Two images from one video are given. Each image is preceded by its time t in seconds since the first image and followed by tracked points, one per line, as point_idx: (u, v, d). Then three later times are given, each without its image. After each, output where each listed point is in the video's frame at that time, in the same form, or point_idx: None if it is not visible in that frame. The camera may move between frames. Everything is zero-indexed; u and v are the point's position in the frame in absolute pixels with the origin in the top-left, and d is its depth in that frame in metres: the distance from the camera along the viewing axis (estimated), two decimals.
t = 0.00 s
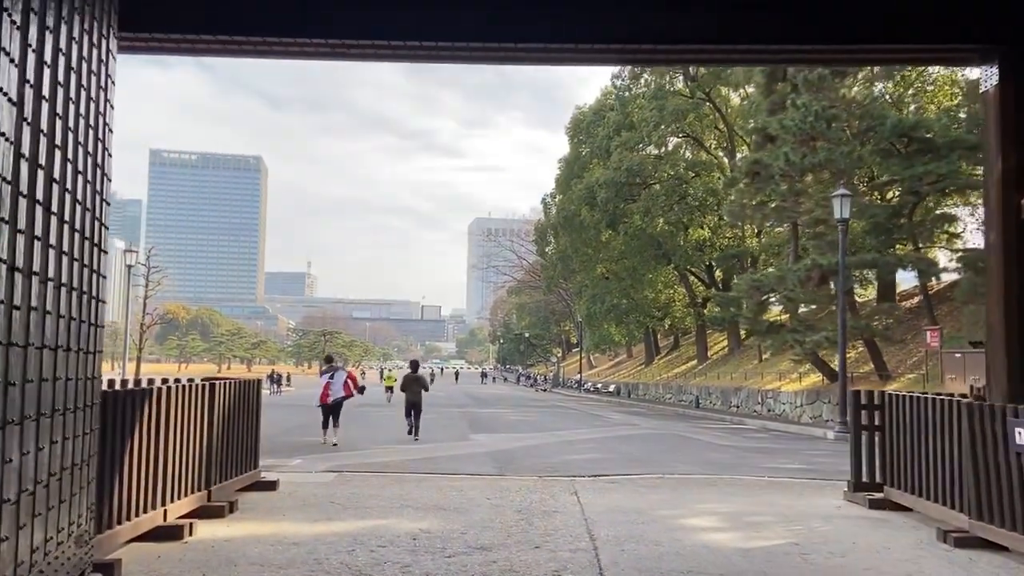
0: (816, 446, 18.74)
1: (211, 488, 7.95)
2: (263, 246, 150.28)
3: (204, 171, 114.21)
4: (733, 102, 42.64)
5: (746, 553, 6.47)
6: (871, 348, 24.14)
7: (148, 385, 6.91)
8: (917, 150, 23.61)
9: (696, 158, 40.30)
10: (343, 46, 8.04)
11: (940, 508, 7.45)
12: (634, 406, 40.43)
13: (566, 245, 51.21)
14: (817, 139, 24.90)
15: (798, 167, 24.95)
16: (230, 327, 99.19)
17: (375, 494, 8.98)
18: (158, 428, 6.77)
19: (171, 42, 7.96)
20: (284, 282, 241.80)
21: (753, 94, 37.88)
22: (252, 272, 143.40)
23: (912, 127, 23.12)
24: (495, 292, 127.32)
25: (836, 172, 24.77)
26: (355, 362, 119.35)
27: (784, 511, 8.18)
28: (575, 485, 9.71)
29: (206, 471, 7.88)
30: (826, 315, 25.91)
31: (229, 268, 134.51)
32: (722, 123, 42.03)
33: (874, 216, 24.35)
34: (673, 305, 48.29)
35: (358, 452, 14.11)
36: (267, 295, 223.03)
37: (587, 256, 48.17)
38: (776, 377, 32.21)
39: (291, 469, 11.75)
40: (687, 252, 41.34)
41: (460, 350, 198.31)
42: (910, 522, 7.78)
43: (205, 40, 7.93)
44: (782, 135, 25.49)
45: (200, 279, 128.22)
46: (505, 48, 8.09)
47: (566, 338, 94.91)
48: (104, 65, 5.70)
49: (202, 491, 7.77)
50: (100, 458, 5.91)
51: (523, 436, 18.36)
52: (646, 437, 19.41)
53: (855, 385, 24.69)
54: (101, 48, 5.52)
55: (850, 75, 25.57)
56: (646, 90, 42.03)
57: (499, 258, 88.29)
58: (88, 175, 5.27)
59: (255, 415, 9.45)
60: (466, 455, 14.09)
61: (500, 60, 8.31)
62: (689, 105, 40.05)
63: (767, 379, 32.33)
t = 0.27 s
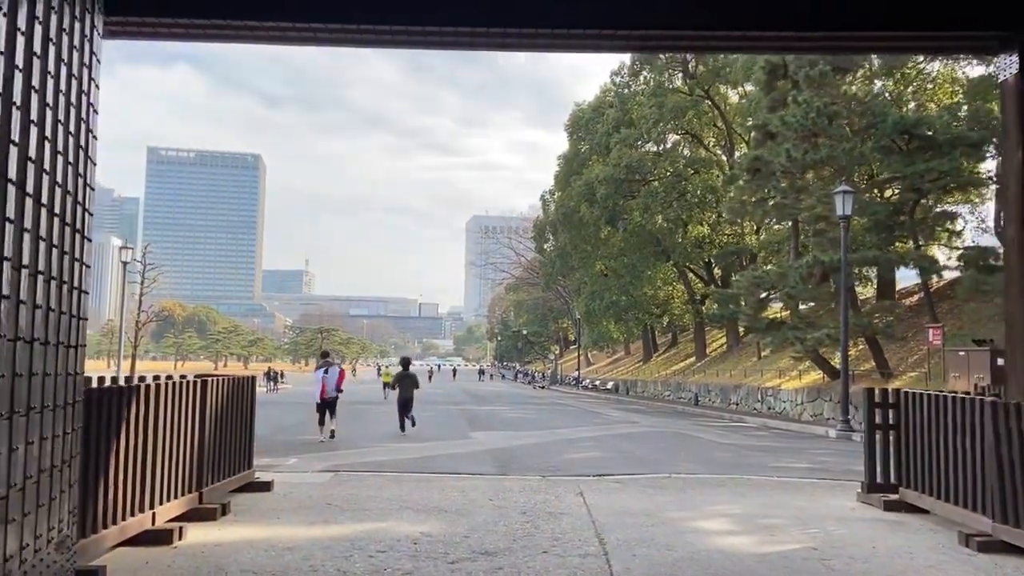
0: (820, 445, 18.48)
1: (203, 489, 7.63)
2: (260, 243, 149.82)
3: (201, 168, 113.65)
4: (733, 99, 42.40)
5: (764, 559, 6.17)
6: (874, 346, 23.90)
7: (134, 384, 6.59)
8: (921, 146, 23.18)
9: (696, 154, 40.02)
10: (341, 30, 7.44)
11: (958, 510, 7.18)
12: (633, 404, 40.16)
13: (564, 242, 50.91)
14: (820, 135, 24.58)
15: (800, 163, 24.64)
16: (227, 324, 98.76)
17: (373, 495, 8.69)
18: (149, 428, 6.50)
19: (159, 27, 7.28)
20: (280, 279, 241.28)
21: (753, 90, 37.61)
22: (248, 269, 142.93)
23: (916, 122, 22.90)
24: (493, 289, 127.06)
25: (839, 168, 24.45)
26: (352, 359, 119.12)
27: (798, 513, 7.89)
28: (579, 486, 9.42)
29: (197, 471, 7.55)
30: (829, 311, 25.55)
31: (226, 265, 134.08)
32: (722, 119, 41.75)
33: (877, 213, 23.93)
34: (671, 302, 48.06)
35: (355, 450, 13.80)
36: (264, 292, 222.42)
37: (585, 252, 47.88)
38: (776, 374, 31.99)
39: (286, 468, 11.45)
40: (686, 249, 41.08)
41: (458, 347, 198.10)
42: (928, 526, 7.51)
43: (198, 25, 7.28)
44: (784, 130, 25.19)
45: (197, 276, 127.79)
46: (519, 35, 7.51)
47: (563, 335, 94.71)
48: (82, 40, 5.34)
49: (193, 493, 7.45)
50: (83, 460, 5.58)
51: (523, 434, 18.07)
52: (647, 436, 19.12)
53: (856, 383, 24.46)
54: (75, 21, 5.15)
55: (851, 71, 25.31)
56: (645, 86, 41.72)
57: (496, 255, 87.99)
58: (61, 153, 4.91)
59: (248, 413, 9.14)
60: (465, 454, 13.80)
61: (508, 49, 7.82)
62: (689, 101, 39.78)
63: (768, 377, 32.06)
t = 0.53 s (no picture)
0: (825, 444, 18.19)
1: (192, 495, 7.28)
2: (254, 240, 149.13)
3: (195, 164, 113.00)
4: (731, 94, 42.14)
5: (786, 567, 5.84)
6: (877, 342, 23.64)
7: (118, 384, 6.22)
8: (927, 138, 23.22)
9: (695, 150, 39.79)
10: (327, 5, 6.77)
11: (984, 513, 6.85)
12: (632, 401, 39.87)
13: (561, 238, 50.59)
14: (822, 129, 24.30)
15: (802, 156, 24.35)
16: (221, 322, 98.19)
17: (371, 499, 8.33)
18: (133, 432, 6.14)
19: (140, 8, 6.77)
20: (275, 276, 240.53)
21: (752, 84, 37.31)
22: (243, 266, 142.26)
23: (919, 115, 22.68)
24: (488, 286, 126.77)
25: (842, 162, 24.15)
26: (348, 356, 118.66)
27: (814, 517, 7.57)
28: (585, 489, 9.08)
29: (186, 476, 7.20)
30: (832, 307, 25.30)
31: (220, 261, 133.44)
32: (721, 114, 41.46)
33: (881, 206, 23.89)
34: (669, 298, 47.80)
35: (351, 451, 13.44)
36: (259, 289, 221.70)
37: (582, 248, 47.54)
38: (777, 371, 31.73)
39: (280, 470, 11.08)
40: (684, 245, 40.78)
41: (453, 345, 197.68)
42: (950, 530, 7.20)
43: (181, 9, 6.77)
44: (785, 124, 24.89)
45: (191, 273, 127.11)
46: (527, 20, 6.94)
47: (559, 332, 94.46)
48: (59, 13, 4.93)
49: (182, 499, 7.10)
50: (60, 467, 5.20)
51: (523, 433, 17.73)
52: (649, 435, 18.81)
53: (858, 379, 24.20)
54: None
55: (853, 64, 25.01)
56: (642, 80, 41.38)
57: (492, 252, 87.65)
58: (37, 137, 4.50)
59: (240, 414, 8.77)
60: (465, 454, 13.45)
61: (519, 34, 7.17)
62: (687, 96, 39.47)
63: (768, 374, 31.79)
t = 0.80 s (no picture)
0: (828, 441, 17.91)
1: (180, 498, 6.94)
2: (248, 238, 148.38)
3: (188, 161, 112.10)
4: (728, 89, 41.87)
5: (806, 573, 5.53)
6: (878, 338, 23.39)
7: (99, 381, 5.88)
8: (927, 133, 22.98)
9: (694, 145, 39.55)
10: None
11: (1001, 513, 6.55)
12: (629, 399, 39.61)
13: (557, 235, 50.22)
14: (822, 122, 24.01)
15: (803, 151, 24.08)
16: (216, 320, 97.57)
17: (363, 501, 8.01)
18: (116, 432, 5.82)
19: None
20: (269, 274, 239.74)
21: (749, 79, 37.03)
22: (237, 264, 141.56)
23: (921, 109, 22.45)
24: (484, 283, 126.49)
25: (843, 156, 23.82)
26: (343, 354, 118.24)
27: (829, 519, 7.26)
28: (588, 490, 8.77)
29: (172, 479, 6.85)
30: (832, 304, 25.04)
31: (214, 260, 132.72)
32: (718, 109, 41.18)
33: (882, 201, 23.67)
34: (666, 295, 47.60)
35: (346, 450, 13.11)
36: (254, 288, 220.89)
37: (579, 245, 47.25)
38: (775, 367, 31.53)
39: (273, 470, 10.76)
40: (682, 241, 40.50)
41: (449, 342, 197.35)
42: (969, 532, 6.91)
43: None
44: (785, 118, 24.60)
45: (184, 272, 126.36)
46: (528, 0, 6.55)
47: (555, 329, 94.22)
48: None
49: (169, 502, 6.76)
50: (32, 471, 4.86)
51: (521, 431, 17.41)
52: (649, 433, 18.51)
53: (860, 376, 23.92)
54: None
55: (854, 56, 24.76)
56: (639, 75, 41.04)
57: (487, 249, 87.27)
58: None
59: (231, 412, 8.45)
60: (463, 453, 13.13)
61: (514, 19, 6.64)
62: (685, 91, 39.17)
63: (767, 371, 31.54)
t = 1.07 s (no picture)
0: (832, 439, 17.60)
1: (163, 507, 6.60)
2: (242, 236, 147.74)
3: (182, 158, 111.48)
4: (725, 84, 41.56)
5: None
6: (880, 334, 23.12)
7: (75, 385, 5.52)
8: (927, 126, 22.69)
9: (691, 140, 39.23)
10: None
11: None
12: (627, 396, 39.30)
13: (553, 231, 49.91)
14: (824, 115, 23.69)
15: (804, 144, 23.77)
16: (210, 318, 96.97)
17: (357, 507, 7.65)
18: (94, 438, 5.48)
19: None
20: (264, 272, 239.12)
21: (747, 73, 36.72)
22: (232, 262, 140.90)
23: (924, 101, 22.19)
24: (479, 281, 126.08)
25: (845, 150, 23.49)
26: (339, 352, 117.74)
27: (845, 525, 6.94)
28: (591, 494, 8.44)
29: (155, 486, 6.51)
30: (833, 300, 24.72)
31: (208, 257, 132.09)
32: (715, 104, 40.87)
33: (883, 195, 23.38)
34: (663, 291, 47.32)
35: (341, 452, 12.74)
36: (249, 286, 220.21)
37: (575, 242, 46.91)
38: (774, 364, 31.26)
39: (265, 474, 10.39)
40: (679, 236, 40.19)
41: (445, 340, 196.92)
42: (993, 538, 6.59)
43: None
44: (786, 111, 24.29)
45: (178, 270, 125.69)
46: None
47: (551, 326, 93.92)
48: None
49: (150, 512, 6.42)
50: None
51: (520, 430, 17.05)
52: (650, 431, 18.19)
53: (861, 372, 23.63)
54: None
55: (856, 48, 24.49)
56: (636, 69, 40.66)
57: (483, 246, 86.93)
58: None
59: (219, 415, 8.10)
60: (461, 454, 12.77)
61: None
62: (682, 85, 38.83)
63: (767, 368, 31.26)
